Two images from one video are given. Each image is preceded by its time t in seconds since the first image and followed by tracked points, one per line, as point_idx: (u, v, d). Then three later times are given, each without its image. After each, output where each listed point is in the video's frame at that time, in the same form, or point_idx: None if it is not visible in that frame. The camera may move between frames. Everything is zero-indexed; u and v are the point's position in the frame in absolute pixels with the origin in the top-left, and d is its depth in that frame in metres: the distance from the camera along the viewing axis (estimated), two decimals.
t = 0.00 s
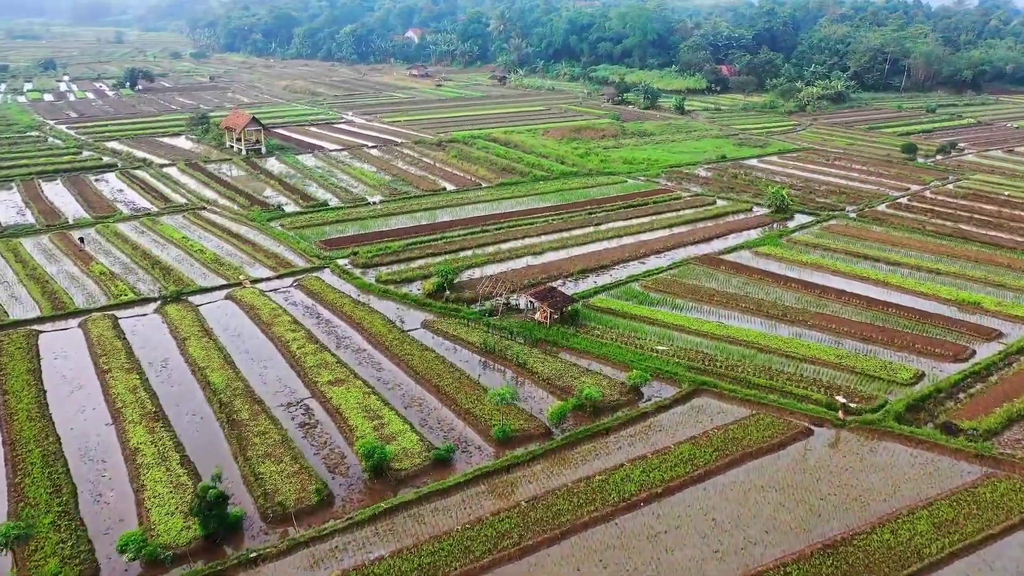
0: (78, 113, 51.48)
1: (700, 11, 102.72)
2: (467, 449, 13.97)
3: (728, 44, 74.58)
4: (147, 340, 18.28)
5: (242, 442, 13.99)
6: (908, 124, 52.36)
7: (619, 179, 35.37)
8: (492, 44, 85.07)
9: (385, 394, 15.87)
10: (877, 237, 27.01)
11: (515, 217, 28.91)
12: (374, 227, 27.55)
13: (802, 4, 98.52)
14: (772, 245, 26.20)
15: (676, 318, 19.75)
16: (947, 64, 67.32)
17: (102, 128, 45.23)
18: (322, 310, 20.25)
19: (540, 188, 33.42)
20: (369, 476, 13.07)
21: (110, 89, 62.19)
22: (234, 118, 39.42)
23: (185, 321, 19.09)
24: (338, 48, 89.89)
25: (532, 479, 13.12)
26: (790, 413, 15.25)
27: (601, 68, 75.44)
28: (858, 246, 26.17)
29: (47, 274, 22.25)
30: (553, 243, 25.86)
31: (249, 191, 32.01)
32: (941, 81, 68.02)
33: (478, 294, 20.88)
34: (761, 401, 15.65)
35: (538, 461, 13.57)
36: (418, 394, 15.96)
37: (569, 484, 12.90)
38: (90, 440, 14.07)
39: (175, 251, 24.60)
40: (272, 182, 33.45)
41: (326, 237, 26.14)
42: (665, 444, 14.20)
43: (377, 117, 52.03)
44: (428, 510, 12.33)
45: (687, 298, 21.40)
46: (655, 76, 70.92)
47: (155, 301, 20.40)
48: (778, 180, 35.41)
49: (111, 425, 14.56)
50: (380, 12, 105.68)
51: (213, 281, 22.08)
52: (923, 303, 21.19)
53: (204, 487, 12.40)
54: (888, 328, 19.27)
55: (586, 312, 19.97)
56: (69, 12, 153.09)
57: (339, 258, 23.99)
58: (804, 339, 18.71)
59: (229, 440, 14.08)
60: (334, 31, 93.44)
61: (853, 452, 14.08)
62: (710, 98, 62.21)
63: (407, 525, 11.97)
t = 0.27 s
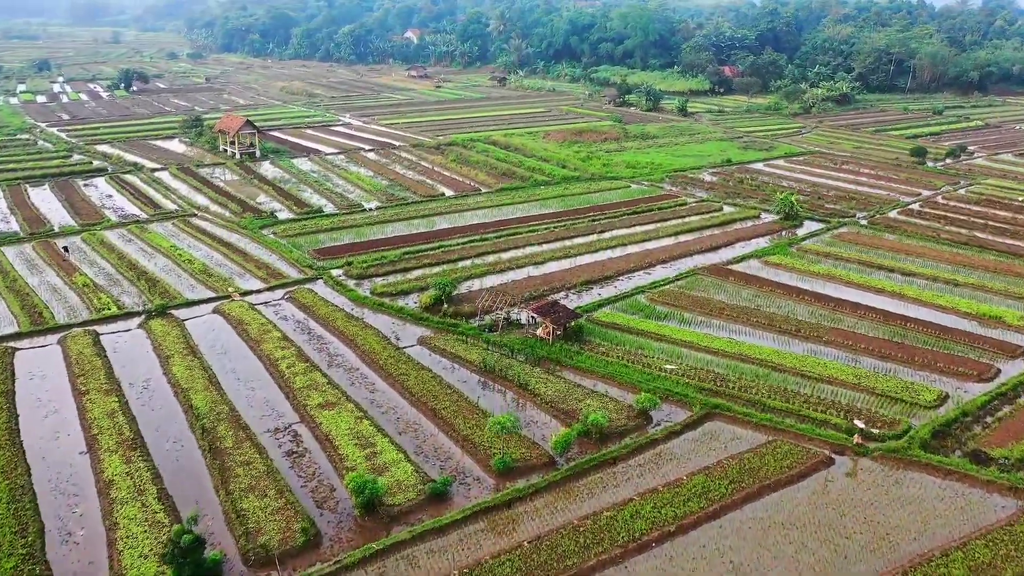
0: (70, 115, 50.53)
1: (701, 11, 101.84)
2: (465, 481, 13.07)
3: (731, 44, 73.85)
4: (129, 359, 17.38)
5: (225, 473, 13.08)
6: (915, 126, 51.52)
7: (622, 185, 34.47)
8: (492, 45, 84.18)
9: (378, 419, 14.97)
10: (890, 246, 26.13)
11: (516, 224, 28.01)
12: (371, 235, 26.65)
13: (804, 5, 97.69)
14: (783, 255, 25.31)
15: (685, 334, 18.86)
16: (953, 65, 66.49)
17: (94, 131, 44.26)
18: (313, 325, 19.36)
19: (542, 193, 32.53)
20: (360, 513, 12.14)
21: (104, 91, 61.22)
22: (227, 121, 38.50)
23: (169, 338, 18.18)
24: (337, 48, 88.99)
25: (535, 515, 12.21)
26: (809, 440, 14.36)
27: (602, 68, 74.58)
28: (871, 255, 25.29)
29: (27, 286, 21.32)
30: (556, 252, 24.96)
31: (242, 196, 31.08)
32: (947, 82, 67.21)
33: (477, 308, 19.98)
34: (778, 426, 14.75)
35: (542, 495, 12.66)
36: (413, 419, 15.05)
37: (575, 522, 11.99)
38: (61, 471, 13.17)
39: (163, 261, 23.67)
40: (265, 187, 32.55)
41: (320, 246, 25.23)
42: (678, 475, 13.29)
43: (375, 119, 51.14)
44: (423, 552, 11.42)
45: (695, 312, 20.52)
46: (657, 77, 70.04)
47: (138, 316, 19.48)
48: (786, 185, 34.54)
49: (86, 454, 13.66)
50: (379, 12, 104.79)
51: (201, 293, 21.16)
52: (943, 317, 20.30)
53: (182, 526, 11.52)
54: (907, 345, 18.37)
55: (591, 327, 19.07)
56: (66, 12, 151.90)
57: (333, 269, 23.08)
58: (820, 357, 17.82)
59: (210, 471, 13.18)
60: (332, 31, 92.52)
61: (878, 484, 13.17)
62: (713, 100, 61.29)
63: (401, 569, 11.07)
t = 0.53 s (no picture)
0: (62, 116, 49.60)
1: (703, 11, 100.99)
2: (464, 518, 12.15)
3: (734, 45, 73.24)
4: (109, 379, 16.47)
5: (205, 510, 12.17)
6: (923, 129, 50.69)
7: (626, 190, 33.56)
8: (492, 46, 83.12)
9: (371, 446, 14.05)
10: (905, 255, 25.25)
11: (517, 232, 27.10)
12: (367, 243, 25.72)
13: (807, 6, 96.84)
14: (794, 265, 24.41)
15: (695, 352, 17.95)
16: (959, 66, 65.68)
17: (86, 133, 43.29)
18: (305, 342, 18.43)
19: (543, 200, 31.62)
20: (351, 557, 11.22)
21: (99, 92, 60.25)
22: (221, 124, 37.59)
23: (152, 356, 17.25)
24: (335, 49, 88.14)
25: (539, 558, 11.29)
26: (831, 471, 13.46)
27: (604, 69, 73.74)
28: (885, 265, 24.42)
29: (7, 299, 20.40)
30: (559, 262, 24.05)
31: (234, 203, 30.16)
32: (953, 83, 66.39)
33: (477, 323, 19.06)
34: (797, 456, 13.83)
35: (547, 535, 11.74)
36: (408, 446, 14.15)
37: (583, 567, 11.06)
38: (30, 506, 12.27)
39: (150, 272, 22.74)
40: (259, 192, 31.65)
41: (314, 256, 24.29)
42: (693, 511, 12.38)
43: (373, 121, 50.28)
44: None
45: (705, 328, 19.62)
46: (659, 78, 69.20)
47: (121, 332, 18.57)
48: (794, 191, 33.68)
49: (57, 487, 12.76)
50: (378, 12, 104.00)
51: (189, 307, 20.24)
52: (964, 333, 19.41)
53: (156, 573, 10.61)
54: (929, 364, 17.46)
55: (596, 344, 18.17)
56: (64, 12, 151.00)
57: (327, 280, 22.18)
58: (838, 377, 16.91)
59: (189, 507, 12.28)
60: (331, 32, 91.60)
61: (908, 521, 12.24)
62: (717, 102, 60.39)
63: None
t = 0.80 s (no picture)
0: (54, 118, 48.65)
1: (706, 11, 100.14)
2: (464, 561, 11.24)
3: (738, 46, 72.64)
4: (88, 401, 15.54)
5: (183, 552, 11.25)
6: (932, 131, 49.85)
7: (630, 196, 32.68)
8: (493, 47, 82.17)
9: (364, 478, 13.14)
10: (922, 265, 24.36)
11: (518, 240, 26.21)
12: (363, 252, 24.82)
13: (811, 6, 96.01)
14: (806, 276, 23.53)
15: (707, 371, 17.06)
16: (967, 67, 64.85)
17: (78, 135, 42.30)
18: (294, 361, 17.51)
19: (546, 205, 30.73)
20: None
21: (93, 92, 59.25)
22: (215, 127, 36.66)
23: (133, 377, 16.31)
24: (334, 49, 87.28)
25: None
26: (857, 506, 12.55)
27: (606, 70, 72.90)
28: (901, 276, 23.52)
29: None
30: (562, 272, 23.17)
31: (227, 209, 29.24)
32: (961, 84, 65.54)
33: (477, 340, 18.17)
34: (820, 489, 12.92)
35: None
36: (404, 477, 13.24)
37: None
38: None
39: (136, 283, 21.79)
40: (253, 198, 30.74)
41: (308, 266, 23.38)
42: (710, 552, 11.47)
43: (372, 123, 49.40)
44: None
45: (715, 344, 18.75)
46: (663, 79, 68.35)
47: (103, 349, 17.63)
48: (803, 196, 32.78)
49: (24, 525, 11.84)
50: (377, 12, 103.21)
51: (175, 322, 19.31)
52: (988, 350, 18.51)
53: None
54: (954, 385, 16.56)
55: (602, 363, 17.28)
56: (62, 13, 150.12)
57: (320, 293, 21.27)
58: (859, 400, 16.00)
59: (166, 548, 11.37)
60: (330, 32, 90.71)
61: (944, 565, 11.32)
62: (721, 104, 59.51)
63: None
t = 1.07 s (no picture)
0: (49, 119, 47.73)
1: (711, 11, 99.17)
2: None
3: (745, 46, 71.98)
4: (65, 427, 14.62)
5: None
6: (943, 134, 48.93)
7: (637, 203, 31.76)
8: (495, 47, 81.28)
9: (357, 515, 12.23)
10: (942, 277, 23.42)
11: (522, 249, 25.30)
12: (361, 262, 23.93)
13: (817, 6, 95.15)
14: (822, 288, 22.61)
15: (722, 394, 16.13)
16: (978, 68, 63.87)
17: (72, 137, 41.35)
18: (286, 381, 16.59)
19: (550, 212, 29.82)
20: None
21: (90, 93, 58.32)
22: (211, 130, 35.74)
23: (115, 399, 15.37)
24: (335, 49, 86.44)
25: None
26: (890, 549, 11.61)
27: (611, 71, 72.01)
28: (921, 289, 22.58)
29: None
30: (568, 284, 22.26)
31: (222, 216, 28.30)
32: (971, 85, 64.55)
33: (479, 359, 17.26)
34: (849, 529, 11.98)
35: None
36: (400, 514, 12.31)
37: None
38: None
39: (124, 295, 20.86)
40: (249, 204, 29.83)
41: (303, 277, 22.49)
42: None
43: (373, 125, 48.53)
44: None
45: (730, 363, 17.83)
46: (668, 81, 67.44)
47: (85, 369, 16.72)
48: (815, 203, 31.84)
49: None
50: (379, 12, 102.42)
51: (162, 339, 18.38)
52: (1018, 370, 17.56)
53: None
54: (984, 409, 15.62)
55: (611, 384, 16.36)
56: (62, 13, 149.37)
57: (315, 306, 20.36)
58: (884, 426, 15.06)
59: None
60: (331, 32, 89.87)
61: None
62: (728, 106, 58.57)
63: None
